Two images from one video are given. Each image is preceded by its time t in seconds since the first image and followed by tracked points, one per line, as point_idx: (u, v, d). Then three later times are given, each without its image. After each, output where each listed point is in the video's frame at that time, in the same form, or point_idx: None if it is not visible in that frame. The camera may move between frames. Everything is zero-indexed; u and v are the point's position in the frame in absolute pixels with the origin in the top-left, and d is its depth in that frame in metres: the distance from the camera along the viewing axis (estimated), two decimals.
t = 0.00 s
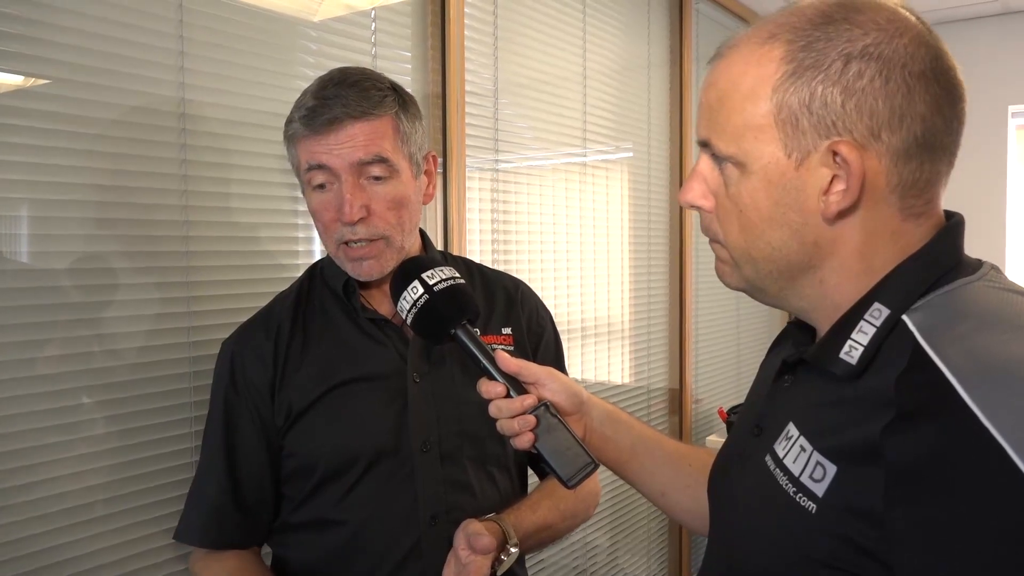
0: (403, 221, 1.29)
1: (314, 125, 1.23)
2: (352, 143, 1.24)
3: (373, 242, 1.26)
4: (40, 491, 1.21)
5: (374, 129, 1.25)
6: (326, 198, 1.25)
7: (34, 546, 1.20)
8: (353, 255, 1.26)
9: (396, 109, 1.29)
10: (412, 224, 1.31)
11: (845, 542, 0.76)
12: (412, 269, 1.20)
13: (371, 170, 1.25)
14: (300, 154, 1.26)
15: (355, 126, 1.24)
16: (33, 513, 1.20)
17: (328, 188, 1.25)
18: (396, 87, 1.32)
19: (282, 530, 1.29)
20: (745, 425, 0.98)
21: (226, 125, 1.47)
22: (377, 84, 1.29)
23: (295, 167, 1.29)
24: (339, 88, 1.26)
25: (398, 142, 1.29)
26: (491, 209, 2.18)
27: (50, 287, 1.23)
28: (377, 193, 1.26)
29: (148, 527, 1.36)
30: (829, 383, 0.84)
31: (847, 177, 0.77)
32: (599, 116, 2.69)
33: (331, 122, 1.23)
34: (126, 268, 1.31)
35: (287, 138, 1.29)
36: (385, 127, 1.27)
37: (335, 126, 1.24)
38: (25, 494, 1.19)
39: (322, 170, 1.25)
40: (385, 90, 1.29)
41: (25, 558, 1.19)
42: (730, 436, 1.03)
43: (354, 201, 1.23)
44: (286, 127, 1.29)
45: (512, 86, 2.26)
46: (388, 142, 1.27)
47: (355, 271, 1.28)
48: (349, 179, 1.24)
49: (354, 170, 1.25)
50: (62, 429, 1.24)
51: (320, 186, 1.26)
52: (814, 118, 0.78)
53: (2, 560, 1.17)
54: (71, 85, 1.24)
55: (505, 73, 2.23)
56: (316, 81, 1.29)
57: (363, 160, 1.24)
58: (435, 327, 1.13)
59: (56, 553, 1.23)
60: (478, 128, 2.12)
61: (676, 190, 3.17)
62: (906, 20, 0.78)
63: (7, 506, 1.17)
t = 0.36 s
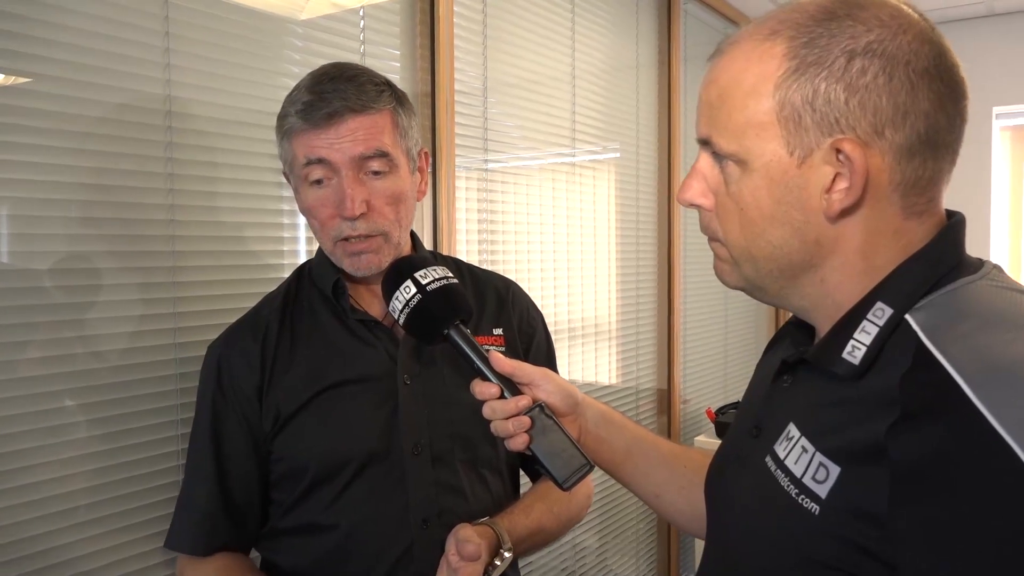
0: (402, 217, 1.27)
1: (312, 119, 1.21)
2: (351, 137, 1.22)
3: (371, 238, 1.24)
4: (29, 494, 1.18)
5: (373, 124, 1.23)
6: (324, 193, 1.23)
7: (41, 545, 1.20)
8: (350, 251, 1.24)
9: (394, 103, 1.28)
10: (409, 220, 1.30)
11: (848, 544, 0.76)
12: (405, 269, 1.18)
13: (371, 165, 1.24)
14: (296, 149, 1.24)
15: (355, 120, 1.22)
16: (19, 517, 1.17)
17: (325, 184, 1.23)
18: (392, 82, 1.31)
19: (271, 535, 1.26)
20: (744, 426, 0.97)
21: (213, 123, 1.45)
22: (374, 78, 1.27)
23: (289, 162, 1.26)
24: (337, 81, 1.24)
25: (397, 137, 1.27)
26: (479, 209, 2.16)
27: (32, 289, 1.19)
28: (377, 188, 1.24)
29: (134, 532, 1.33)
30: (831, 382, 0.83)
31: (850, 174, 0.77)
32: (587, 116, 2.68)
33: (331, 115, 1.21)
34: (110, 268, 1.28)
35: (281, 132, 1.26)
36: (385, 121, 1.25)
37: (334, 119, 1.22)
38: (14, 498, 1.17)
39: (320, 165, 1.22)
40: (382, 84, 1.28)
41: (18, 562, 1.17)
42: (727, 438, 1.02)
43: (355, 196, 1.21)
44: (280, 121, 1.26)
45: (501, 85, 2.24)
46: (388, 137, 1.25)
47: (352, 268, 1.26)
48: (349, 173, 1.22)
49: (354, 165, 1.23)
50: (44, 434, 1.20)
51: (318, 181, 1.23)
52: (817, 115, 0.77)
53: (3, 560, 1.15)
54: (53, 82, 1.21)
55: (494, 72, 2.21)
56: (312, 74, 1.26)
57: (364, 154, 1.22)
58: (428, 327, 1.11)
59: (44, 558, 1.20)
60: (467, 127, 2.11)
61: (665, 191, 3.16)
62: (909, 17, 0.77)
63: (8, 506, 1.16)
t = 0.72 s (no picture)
0: (397, 215, 1.26)
1: (311, 113, 1.19)
2: (350, 133, 1.20)
3: (366, 235, 1.22)
4: (18, 496, 1.16)
5: (372, 120, 1.22)
6: (320, 188, 1.21)
7: (31, 547, 1.18)
8: (344, 248, 1.22)
9: (391, 100, 1.26)
10: (403, 219, 1.28)
11: (848, 548, 0.75)
12: (398, 268, 1.16)
13: (368, 161, 1.22)
14: (291, 143, 1.21)
15: (354, 115, 1.20)
16: (3, 521, 1.15)
17: (321, 179, 1.21)
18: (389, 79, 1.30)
19: (258, 540, 1.24)
20: (741, 429, 0.96)
21: (200, 119, 1.42)
22: (371, 74, 1.26)
23: (283, 156, 1.24)
24: (336, 76, 1.22)
25: (394, 134, 1.26)
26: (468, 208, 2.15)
27: (16, 289, 1.16)
28: (374, 185, 1.22)
29: (118, 536, 1.30)
30: (830, 384, 0.82)
31: (850, 173, 0.76)
32: (577, 116, 2.67)
33: (330, 110, 1.19)
34: (95, 267, 1.26)
35: (274, 126, 1.23)
36: (383, 117, 1.24)
37: (333, 114, 1.20)
38: None
39: (317, 159, 1.20)
40: (380, 81, 1.27)
41: None
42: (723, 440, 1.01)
43: (352, 192, 1.20)
44: (273, 114, 1.24)
45: (491, 84, 2.23)
46: (386, 134, 1.24)
47: (345, 267, 1.23)
48: (347, 169, 1.20)
49: (352, 160, 1.21)
50: (27, 436, 1.17)
51: (313, 176, 1.21)
52: (816, 113, 0.76)
53: None
54: (37, 76, 1.18)
55: (485, 71, 2.20)
56: (308, 67, 1.24)
57: (362, 150, 1.21)
58: (421, 327, 1.09)
59: (27, 563, 1.17)
60: (458, 126, 2.09)
61: (654, 191, 3.16)
62: (910, 15, 0.76)
63: None
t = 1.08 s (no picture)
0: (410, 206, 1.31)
1: (336, 104, 1.22)
2: (376, 123, 1.24)
3: (391, 224, 1.26)
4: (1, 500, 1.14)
5: (390, 113, 1.28)
6: (345, 179, 1.23)
7: (10, 552, 1.15)
8: (368, 238, 1.24)
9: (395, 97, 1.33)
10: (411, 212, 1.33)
11: (847, 554, 0.74)
12: (390, 267, 1.14)
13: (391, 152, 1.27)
14: (312, 134, 1.23)
15: (375, 107, 1.25)
16: None
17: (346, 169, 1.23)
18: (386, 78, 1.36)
19: (241, 548, 1.22)
20: (737, 432, 0.95)
21: (186, 116, 1.39)
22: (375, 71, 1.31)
23: (299, 148, 1.24)
24: (352, 69, 1.26)
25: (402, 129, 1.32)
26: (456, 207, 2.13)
27: None
28: (396, 176, 1.27)
29: (100, 540, 1.27)
30: (828, 387, 0.81)
31: (847, 174, 0.75)
32: (567, 116, 2.66)
33: (355, 101, 1.23)
34: (78, 266, 1.23)
35: (288, 118, 1.24)
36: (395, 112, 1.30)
37: (358, 105, 1.24)
38: None
39: (341, 150, 1.23)
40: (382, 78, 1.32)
41: None
42: (718, 444, 1.00)
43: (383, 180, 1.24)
44: (287, 105, 1.24)
45: (481, 83, 2.21)
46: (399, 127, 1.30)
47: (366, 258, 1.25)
48: (374, 158, 1.24)
49: (377, 151, 1.25)
50: (7, 439, 1.14)
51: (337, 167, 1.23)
52: (813, 113, 0.75)
53: None
54: (19, 70, 1.15)
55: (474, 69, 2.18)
56: (319, 60, 1.26)
57: (387, 141, 1.26)
58: (413, 328, 1.07)
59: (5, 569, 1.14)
60: (447, 125, 2.07)
61: (643, 192, 3.15)
62: (907, 13, 0.75)
63: None
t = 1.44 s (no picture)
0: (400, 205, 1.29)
1: (327, 99, 1.20)
2: (367, 119, 1.23)
3: (380, 223, 1.24)
4: None
5: (382, 109, 1.26)
6: (334, 175, 1.22)
7: None
8: (356, 236, 1.22)
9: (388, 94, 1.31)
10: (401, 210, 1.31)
11: (850, 558, 0.73)
12: (387, 265, 1.13)
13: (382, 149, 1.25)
14: (301, 129, 1.21)
15: (367, 103, 1.23)
16: None
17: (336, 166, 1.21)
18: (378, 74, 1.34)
19: (231, 552, 1.20)
20: (736, 434, 0.94)
21: (176, 112, 1.37)
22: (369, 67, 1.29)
23: (288, 143, 1.22)
24: (344, 65, 1.24)
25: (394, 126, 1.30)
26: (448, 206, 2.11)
27: None
28: (387, 174, 1.26)
29: (88, 544, 1.24)
30: (830, 389, 0.80)
31: (853, 171, 0.74)
32: (560, 116, 2.65)
33: (347, 96, 1.21)
34: (65, 264, 1.20)
35: (277, 112, 1.22)
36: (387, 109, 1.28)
37: (349, 101, 1.22)
38: None
39: (331, 145, 1.21)
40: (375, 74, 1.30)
41: None
42: (717, 445, 0.98)
43: (373, 178, 1.22)
44: (276, 99, 1.22)
45: (474, 81, 2.20)
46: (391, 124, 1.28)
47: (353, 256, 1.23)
48: (364, 156, 1.23)
49: (367, 147, 1.23)
50: None
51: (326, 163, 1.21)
52: (819, 108, 0.74)
53: None
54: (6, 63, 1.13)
55: (468, 68, 2.16)
56: (312, 54, 1.24)
57: (378, 137, 1.24)
58: (411, 326, 1.05)
59: None
60: (440, 123, 2.05)
61: (636, 192, 3.14)
62: (915, 10, 0.74)
63: None
